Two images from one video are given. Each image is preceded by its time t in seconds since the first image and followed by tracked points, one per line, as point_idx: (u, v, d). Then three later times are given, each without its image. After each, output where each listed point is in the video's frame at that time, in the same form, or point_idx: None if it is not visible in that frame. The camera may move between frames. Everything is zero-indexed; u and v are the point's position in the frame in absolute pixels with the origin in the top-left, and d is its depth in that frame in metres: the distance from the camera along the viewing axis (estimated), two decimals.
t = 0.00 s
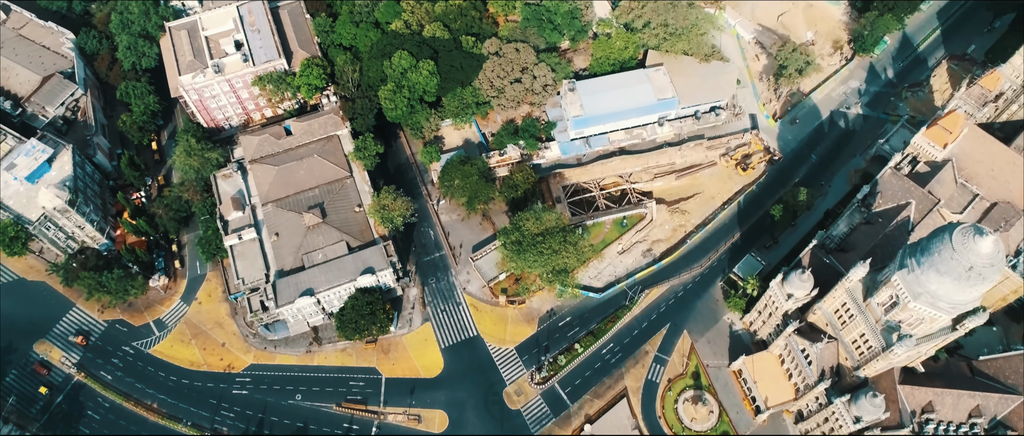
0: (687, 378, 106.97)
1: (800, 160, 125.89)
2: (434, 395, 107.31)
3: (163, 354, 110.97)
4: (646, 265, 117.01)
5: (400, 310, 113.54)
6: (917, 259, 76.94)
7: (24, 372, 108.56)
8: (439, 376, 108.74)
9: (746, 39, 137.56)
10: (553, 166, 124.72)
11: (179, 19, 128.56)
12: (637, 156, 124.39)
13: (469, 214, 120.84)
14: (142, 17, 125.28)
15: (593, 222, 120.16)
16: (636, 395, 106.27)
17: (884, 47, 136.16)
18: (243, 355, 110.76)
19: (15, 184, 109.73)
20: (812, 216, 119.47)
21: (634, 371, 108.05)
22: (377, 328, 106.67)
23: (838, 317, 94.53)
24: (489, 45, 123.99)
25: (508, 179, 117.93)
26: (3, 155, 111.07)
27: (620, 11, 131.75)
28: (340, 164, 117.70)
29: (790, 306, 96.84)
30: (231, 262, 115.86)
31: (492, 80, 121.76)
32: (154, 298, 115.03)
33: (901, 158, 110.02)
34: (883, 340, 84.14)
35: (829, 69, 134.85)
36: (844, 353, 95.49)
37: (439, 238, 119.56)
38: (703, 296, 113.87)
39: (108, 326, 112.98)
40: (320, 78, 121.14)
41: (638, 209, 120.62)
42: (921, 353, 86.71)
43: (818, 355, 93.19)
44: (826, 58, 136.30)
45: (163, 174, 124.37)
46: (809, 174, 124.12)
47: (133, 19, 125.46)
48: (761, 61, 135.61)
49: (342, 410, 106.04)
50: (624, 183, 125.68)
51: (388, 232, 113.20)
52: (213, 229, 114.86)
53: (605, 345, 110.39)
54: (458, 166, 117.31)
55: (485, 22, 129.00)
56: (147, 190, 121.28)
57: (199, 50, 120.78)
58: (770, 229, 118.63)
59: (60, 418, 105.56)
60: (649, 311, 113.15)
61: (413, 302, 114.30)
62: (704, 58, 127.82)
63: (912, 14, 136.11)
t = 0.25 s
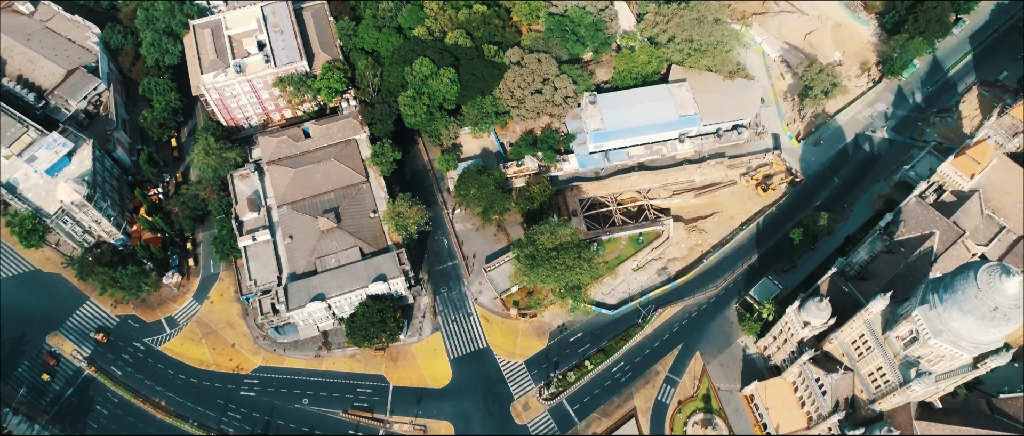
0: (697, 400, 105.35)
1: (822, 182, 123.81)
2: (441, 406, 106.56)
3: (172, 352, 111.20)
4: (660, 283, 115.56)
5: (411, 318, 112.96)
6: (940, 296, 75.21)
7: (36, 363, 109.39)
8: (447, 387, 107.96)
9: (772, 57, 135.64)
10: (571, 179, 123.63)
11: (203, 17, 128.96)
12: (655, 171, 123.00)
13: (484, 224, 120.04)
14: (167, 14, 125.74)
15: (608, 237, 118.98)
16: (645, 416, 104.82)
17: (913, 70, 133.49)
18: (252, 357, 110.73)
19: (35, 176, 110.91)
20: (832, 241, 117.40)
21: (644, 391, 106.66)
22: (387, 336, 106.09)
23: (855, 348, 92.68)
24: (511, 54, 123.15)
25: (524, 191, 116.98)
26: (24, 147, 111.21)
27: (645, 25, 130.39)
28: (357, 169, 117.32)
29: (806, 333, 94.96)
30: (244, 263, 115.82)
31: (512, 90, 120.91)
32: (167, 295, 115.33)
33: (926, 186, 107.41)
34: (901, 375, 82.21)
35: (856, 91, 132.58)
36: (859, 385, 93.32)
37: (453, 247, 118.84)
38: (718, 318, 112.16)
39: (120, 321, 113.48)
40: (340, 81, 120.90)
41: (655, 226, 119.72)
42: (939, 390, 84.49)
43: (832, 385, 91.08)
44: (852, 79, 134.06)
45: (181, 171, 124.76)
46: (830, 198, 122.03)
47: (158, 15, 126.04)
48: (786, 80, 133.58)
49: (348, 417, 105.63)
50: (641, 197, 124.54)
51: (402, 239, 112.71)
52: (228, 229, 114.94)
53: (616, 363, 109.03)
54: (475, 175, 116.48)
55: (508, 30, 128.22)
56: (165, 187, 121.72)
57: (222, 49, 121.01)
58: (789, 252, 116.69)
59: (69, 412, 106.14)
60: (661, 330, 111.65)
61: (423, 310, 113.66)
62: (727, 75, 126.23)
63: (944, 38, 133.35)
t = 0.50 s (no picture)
0: (708, 424, 103.68)
1: (845, 207, 121.55)
2: (448, 417, 105.84)
3: (183, 349, 111.49)
4: (675, 303, 114.02)
5: (421, 327, 112.27)
6: (963, 336, 73.46)
7: (49, 353, 110.19)
8: (454, 398, 107.21)
9: (799, 77, 133.55)
10: (589, 192, 122.47)
11: (229, 15, 129.48)
12: (675, 189, 121.64)
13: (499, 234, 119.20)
14: (194, 11, 126.36)
15: (625, 253, 117.83)
16: None
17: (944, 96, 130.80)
18: (262, 358, 110.73)
19: (56, 169, 111.74)
20: (852, 268, 115.17)
21: (653, 413, 105.27)
22: (396, 345, 105.41)
23: (872, 382, 90.56)
24: (534, 64, 122.27)
25: (542, 203, 115.99)
26: (47, 138, 112.53)
27: (671, 39, 128.90)
28: (375, 173, 116.89)
29: (822, 363, 92.89)
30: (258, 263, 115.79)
31: (534, 100, 119.82)
32: (181, 291, 115.68)
33: (952, 217, 105.02)
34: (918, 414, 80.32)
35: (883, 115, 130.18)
36: (875, 419, 90.67)
37: (467, 256, 118.09)
38: (732, 341, 110.30)
39: (133, 316, 113.98)
40: (362, 85, 120.66)
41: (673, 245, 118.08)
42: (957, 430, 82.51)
43: (847, 419, 88.35)
44: (880, 103, 131.75)
45: (201, 168, 125.17)
46: (853, 223, 119.81)
47: (185, 12, 126.57)
48: (813, 101, 131.46)
49: (354, 423, 105.20)
50: (659, 214, 123.67)
51: (416, 247, 112.18)
52: (243, 228, 115.15)
53: (626, 382, 107.62)
54: (492, 185, 115.67)
55: (532, 40, 127.34)
56: (184, 183, 122.17)
57: (246, 48, 121.20)
58: (808, 277, 114.63)
59: (78, 404, 106.76)
60: (674, 351, 110.02)
61: (435, 319, 112.99)
62: (752, 94, 124.32)
63: (977, 65, 130.42)
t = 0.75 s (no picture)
0: None
1: (868, 234, 119.10)
2: (454, 428, 105.00)
3: (194, 346, 111.72)
4: (690, 324, 112.35)
5: (432, 335, 111.61)
6: (986, 379, 74.38)
7: (62, 344, 110.93)
8: (461, 410, 106.38)
9: (827, 99, 131.26)
10: (607, 207, 121.20)
11: (256, 14, 129.73)
12: (694, 207, 120.36)
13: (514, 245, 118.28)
14: (221, 9, 126.49)
15: (640, 271, 116.53)
16: None
17: (975, 124, 127.91)
18: (271, 359, 110.64)
19: (78, 161, 112.49)
20: (873, 297, 112.78)
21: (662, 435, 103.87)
22: (406, 353, 104.64)
23: (888, 417, 87.79)
24: (557, 76, 121.16)
25: (559, 217, 114.92)
26: (70, 130, 113.43)
27: (697, 56, 127.27)
28: (392, 179, 116.48)
29: (837, 396, 90.74)
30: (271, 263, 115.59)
31: (556, 112, 118.77)
32: (194, 288, 116.01)
33: (978, 250, 102.01)
34: None
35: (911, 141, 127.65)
36: None
37: (481, 267, 117.30)
38: (746, 366, 108.27)
39: (147, 310, 114.44)
40: (383, 90, 120.31)
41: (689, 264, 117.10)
42: None
43: None
44: (909, 129, 129.31)
45: (220, 165, 125.50)
46: (875, 251, 117.41)
47: (211, 9, 126.98)
48: (839, 124, 129.17)
49: (360, 430, 104.73)
50: (677, 232, 122.62)
51: (431, 255, 111.58)
52: (259, 228, 114.90)
53: (636, 402, 106.14)
54: (510, 196, 114.74)
55: (557, 51, 126.14)
56: (202, 180, 122.58)
57: (270, 48, 121.38)
58: (827, 304, 112.39)
59: (89, 396, 107.34)
60: (686, 373, 108.26)
61: (445, 328, 112.25)
62: (778, 114, 122.25)
63: (1011, 94, 127.30)
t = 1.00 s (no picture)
0: None
1: (892, 265, 116.45)
2: None
3: (206, 343, 112.06)
4: (704, 348, 110.52)
5: (443, 345, 110.96)
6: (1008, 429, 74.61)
7: (77, 333, 111.82)
8: (469, 422, 105.50)
9: (857, 124, 128.89)
10: (626, 224, 119.71)
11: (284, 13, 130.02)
12: (714, 228, 118.63)
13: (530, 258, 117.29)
14: (250, 7, 126.91)
15: (657, 291, 114.94)
16: None
17: (1010, 157, 124.65)
18: (282, 360, 110.65)
19: (101, 153, 113.24)
20: (894, 330, 110.17)
21: None
22: (416, 363, 104.19)
23: None
24: (582, 89, 120.04)
25: (577, 232, 113.75)
26: (96, 122, 114.29)
27: (725, 74, 125.48)
28: (411, 186, 116.11)
29: (854, 432, 89.93)
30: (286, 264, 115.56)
31: (579, 126, 117.58)
32: (210, 285, 116.39)
33: (1007, 289, 98.70)
34: None
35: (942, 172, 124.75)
36: None
37: (496, 278, 116.40)
38: (760, 394, 106.20)
39: (161, 305, 115.01)
40: (407, 96, 119.96)
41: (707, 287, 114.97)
42: None
43: None
44: (940, 158, 126.51)
45: (241, 163, 126.01)
46: (899, 283, 114.73)
47: (241, 7, 127.54)
48: (869, 151, 126.57)
49: None
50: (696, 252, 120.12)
51: (446, 264, 110.94)
52: (277, 229, 115.22)
53: (646, 425, 104.46)
54: (528, 208, 113.76)
55: (583, 63, 124.86)
56: (223, 177, 123.06)
57: (297, 48, 121.64)
58: (846, 335, 109.98)
59: (100, 387, 108.05)
60: (698, 398, 106.42)
61: (457, 339, 111.50)
62: (806, 137, 120.01)
63: None
